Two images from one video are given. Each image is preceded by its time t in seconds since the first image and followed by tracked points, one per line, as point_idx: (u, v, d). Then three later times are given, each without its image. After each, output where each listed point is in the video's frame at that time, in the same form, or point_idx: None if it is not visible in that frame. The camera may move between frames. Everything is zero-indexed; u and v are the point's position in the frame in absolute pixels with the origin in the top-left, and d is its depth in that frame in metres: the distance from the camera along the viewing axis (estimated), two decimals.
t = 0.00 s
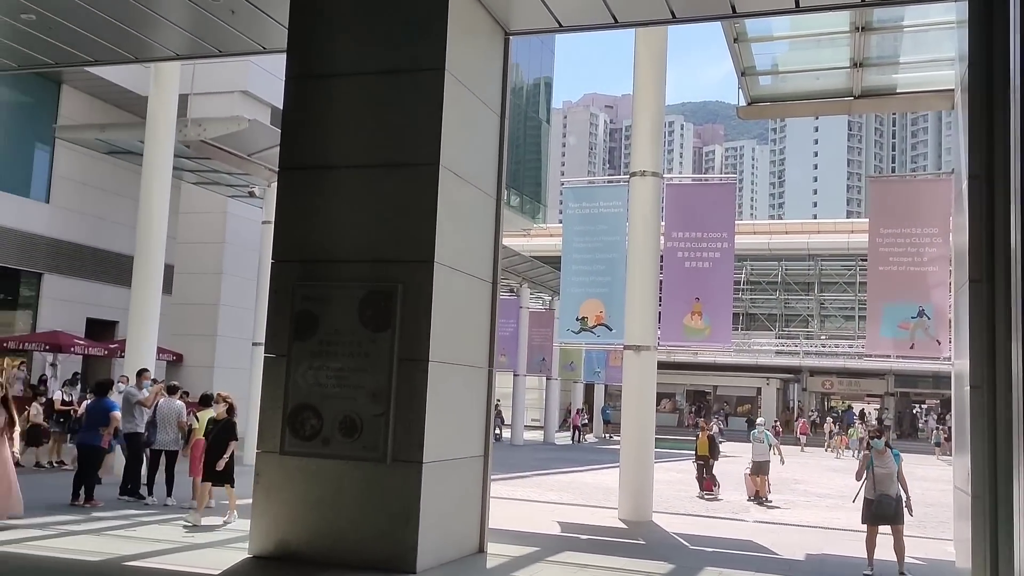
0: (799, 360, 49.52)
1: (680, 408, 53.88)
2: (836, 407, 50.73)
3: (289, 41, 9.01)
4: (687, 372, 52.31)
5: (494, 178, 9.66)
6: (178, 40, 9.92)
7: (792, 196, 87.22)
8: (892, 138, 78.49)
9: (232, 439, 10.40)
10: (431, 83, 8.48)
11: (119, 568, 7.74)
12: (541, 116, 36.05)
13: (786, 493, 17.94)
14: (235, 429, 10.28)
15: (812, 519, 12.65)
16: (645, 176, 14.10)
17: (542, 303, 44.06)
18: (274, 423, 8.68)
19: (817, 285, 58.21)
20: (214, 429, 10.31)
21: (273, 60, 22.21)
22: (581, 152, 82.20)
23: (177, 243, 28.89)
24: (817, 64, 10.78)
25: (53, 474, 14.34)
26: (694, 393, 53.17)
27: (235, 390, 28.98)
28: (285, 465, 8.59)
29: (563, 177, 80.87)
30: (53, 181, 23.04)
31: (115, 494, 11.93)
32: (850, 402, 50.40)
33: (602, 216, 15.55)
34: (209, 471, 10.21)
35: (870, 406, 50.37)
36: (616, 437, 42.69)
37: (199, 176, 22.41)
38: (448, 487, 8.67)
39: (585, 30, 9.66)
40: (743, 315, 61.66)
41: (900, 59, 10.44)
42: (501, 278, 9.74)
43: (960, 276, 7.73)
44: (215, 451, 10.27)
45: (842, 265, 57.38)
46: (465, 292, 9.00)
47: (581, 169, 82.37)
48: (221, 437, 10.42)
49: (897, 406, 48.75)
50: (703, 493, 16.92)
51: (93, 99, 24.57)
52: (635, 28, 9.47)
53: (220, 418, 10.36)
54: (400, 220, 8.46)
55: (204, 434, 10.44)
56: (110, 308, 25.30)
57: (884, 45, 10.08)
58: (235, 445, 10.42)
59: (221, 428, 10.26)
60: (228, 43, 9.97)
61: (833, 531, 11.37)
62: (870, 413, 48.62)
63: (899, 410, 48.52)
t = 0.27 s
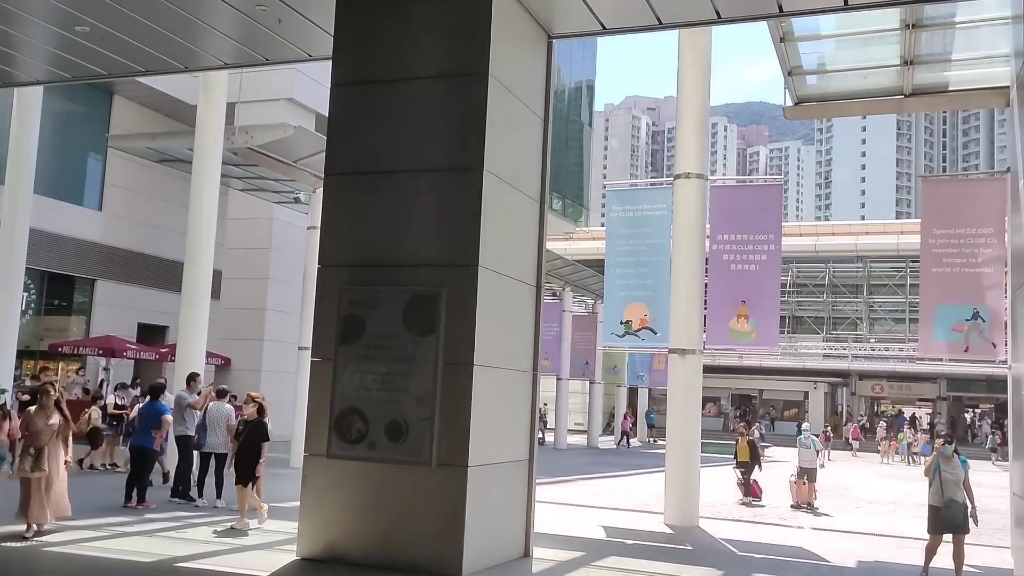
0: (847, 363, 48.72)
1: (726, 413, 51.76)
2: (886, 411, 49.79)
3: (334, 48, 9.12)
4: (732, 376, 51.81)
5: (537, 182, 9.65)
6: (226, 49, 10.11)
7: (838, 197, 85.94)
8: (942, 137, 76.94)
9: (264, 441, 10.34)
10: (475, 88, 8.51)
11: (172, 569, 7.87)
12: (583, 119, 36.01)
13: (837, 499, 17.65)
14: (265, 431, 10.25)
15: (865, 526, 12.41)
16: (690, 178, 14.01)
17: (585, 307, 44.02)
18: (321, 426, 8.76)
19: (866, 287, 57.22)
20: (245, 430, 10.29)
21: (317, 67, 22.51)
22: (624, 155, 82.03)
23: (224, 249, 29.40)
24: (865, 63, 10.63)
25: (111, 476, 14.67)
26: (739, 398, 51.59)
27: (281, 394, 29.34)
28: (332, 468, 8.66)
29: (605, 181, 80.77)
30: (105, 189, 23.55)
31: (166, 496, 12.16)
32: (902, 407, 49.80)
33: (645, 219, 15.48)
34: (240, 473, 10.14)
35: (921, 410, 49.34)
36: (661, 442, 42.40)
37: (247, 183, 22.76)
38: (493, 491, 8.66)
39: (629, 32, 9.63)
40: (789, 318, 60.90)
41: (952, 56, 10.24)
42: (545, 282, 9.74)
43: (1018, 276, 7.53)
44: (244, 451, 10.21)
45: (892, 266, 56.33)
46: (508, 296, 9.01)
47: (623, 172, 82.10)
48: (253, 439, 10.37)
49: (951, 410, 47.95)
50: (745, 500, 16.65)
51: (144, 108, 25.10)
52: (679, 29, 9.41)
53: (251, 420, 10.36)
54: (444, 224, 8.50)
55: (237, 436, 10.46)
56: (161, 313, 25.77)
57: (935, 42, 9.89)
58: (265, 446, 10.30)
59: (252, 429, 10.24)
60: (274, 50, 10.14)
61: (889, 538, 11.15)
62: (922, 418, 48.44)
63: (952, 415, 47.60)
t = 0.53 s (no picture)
0: (909, 364, 47.62)
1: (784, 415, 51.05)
2: (950, 414, 48.56)
3: (388, 53, 9.21)
4: (789, 378, 51.09)
5: (591, 184, 9.62)
6: (283, 56, 10.29)
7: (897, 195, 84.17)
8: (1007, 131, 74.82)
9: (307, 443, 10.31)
10: (528, 90, 8.52)
11: (233, 568, 8.01)
12: (636, 119, 35.83)
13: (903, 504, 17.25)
14: (305, 433, 10.28)
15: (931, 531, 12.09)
16: (745, 177, 13.85)
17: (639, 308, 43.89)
18: (377, 428, 8.84)
19: (929, 287, 55.92)
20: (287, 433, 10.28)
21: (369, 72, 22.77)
22: (677, 155, 81.59)
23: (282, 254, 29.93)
24: (925, 57, 10.40)
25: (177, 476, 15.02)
26: (798, 400, 50.86)
27: (337, 396, 29.72)
28: (389, 469, 8.73)
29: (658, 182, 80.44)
30: (166, 196, 24.11)
31: (228, 496, 12.42)
32: (967, 409, 48.25)
33: (700, 219, 15.37)
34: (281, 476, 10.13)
35: (987, 413, 47.99)
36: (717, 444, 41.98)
37: (303, 188, 23.13)
38: (548, 493, 8.65)
39: (684, 31, 9.55)
40: (848, 319, 59.82)
41: (1018, 47, 9.96)
42: (599, 284, 9.69)
43: None
44: (287, 455, 10.23)
45: (955, 265, 54.94)
46: (562, 298, 8.98)
47: (676, 172, 81.61)
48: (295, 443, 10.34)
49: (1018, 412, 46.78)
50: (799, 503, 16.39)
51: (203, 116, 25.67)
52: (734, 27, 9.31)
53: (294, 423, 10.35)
54: (498, 226, 8.51)
55: (279, 441, 10.49)
56: (220, 317, 26.25)
57: (1001, 33, 9.62)
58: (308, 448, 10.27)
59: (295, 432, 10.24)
60: (329, 56, 10.28)
61: (958, 543, 10.85)
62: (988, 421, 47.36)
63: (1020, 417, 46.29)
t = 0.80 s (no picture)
0: (967, 365, 46.58)
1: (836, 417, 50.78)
2: (1011, 416, 47.35)
3: (436, 57, 9.26)
4: (843, 379, 50.33)
5: (639, 185, 9.57)
6: (331, 61, 10.41)
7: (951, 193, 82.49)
8: None
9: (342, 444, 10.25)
10: (576, 92, 8.50)
11: (286, 568, 8.12)
12: (683, 119, 35.58)
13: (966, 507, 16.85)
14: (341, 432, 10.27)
15: (993, 536, 11.79)
16: (797, 175, 13.66)
17: (688, 309, 43.67)
18: (427, 430, 8.88)
19: (987, 286, 54.69)
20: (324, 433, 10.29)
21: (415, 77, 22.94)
22: (725, 154, 81.04)
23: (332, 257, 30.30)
24: (981, 51, 10.17)
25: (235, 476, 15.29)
26: (851, 402, 50.50)
27: (387, 398, 29.99)
28: (439, 470, 8.77)
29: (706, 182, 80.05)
30: (218, 202, 24.57)
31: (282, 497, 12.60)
32: None
33: (750, 219, 15.23)
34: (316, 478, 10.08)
35: None
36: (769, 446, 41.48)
37: (353, 192, 23.39)
38: (599, 496, 8.61)
39: (732, 29, 9.45)
40: (903, 319, 58.73)
41: None
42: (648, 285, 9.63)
43: None
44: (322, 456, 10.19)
45: (1014, 263, 53.62)
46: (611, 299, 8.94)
47: (724, 172, 81.03)
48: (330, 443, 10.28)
49: None
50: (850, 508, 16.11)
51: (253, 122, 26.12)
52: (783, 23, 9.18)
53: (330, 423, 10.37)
54: (546, 228, 8.51)
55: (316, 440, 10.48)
56: (272, 320, 26.62)
57: None
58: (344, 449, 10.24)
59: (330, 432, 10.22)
60: (376, 61, 10.38)
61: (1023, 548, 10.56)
62: None
63: None
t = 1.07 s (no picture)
0: None
1: (905, 418, 50.66)
2: None
3: (494, 59, 9.29)
4: (913, 379, 49.19)
5: (700, 183, 9.46)
6: (391, 65, 10.51)
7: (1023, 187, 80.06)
8: None
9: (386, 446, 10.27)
10: (636, 91, 8.44)
11: (353, 567, 8.23)
12: (744, 115, 35.09)
13: None
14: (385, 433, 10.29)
15: None
16: (863, 171, 13.37)
17: (751, 309, 43.19)
18: (489, 431, 8.91)
19: None
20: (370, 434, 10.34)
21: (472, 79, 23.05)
22: (786, 151, 80.00)
23: (392, 260, 30.62)
24: None
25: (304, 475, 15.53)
26: (920, 403, 50.37)
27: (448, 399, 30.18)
28: (501, 472, 8.78)
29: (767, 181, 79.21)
30: (280, 207, 25.02)
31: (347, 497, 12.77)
32: None
33: (815, 216, 14.99)
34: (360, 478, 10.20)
35: None
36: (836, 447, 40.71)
37: (412, 195, 23.60)
38: (664, 497, 8.53)
39: (795, 23, 9.28)
40: (976, 317, 57.16)
41: None
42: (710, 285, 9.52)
43: None
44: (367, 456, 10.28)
45: None
46: (673, 299, 8.85)
47: (786, 169, 79.89)
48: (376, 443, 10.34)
49: None
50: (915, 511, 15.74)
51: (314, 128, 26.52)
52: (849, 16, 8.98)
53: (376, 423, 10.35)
54: (607, 228, 8.47)
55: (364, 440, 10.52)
56: (334, 322, 26.87)
57: None
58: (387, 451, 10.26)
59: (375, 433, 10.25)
60: (435, 64, 10.45)
61: None
62: None
63: None
